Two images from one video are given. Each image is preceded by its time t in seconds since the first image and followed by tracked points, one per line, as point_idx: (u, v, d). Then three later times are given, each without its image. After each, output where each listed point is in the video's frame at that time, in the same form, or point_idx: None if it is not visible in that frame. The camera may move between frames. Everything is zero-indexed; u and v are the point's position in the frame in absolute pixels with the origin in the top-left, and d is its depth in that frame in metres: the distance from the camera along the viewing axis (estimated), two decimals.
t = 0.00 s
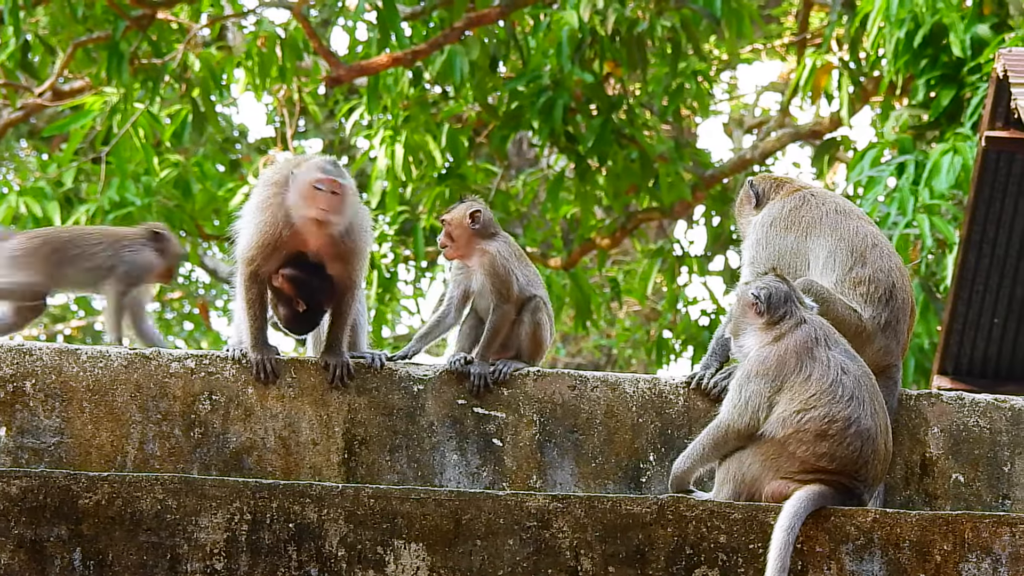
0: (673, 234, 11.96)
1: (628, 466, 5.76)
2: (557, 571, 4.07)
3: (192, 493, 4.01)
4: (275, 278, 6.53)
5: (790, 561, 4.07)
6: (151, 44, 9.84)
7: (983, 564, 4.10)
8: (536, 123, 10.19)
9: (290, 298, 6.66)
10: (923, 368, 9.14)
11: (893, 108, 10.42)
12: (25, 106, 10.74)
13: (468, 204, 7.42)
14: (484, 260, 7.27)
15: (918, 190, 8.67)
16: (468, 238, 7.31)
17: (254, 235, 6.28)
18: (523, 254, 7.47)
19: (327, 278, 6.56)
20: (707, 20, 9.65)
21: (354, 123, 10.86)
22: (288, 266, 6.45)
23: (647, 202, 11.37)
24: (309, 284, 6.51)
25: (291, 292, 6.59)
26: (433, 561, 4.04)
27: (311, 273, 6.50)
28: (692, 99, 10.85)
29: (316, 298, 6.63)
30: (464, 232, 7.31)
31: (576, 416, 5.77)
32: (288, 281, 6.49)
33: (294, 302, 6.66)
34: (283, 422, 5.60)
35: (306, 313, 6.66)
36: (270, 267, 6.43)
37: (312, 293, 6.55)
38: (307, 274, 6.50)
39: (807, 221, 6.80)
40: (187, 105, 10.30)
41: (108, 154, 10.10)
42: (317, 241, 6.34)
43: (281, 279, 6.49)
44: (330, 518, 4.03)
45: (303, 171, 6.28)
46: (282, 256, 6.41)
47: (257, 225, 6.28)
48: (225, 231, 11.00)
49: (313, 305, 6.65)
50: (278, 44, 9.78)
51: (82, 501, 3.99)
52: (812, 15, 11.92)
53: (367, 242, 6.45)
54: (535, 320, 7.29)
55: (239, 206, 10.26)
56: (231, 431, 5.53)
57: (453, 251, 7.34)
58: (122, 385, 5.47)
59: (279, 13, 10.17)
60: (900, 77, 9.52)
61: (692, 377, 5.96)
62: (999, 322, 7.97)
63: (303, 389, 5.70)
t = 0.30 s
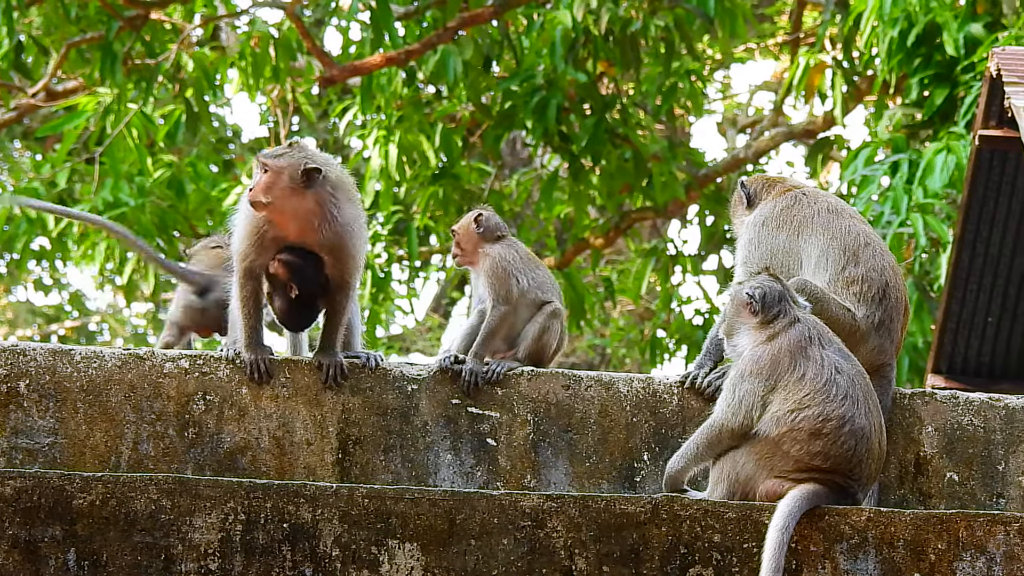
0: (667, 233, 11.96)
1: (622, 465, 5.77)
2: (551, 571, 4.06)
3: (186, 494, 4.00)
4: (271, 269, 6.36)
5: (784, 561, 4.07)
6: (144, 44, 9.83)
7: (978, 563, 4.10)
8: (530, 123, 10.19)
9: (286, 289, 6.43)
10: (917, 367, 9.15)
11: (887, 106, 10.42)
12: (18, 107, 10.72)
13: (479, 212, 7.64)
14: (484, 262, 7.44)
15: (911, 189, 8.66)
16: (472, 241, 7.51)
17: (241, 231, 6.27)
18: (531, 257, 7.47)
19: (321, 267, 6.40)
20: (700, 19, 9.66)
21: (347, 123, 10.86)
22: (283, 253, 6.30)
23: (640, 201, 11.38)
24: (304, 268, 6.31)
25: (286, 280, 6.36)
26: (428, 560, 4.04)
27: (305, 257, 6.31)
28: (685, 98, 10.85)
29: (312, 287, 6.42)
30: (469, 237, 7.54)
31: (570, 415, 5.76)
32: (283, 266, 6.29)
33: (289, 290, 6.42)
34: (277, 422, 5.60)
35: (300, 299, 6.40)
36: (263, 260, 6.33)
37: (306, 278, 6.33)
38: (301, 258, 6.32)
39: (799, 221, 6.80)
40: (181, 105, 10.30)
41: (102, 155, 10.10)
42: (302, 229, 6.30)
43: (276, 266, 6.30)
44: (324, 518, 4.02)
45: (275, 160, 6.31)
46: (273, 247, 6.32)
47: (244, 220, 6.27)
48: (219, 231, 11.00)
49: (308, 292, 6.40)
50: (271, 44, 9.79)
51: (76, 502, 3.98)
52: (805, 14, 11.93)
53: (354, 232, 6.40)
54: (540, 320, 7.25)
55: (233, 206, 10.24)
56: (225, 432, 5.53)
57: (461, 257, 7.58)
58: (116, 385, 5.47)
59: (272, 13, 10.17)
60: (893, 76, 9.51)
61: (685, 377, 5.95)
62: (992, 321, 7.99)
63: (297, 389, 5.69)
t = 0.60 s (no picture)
0: (661, 232, 11.97)
1: (617, 463, 5.77)
2: (547, 569, 4.06)
3: (182, 493, 4.00)
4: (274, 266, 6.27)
5: (779, 558, 4.07)
6: (139, 44, 9.81)
7: (973, 559, 4.10)
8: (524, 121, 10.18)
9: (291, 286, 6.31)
10: (912, 364, 9.15)
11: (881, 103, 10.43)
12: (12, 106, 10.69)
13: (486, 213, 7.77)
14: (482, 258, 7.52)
15: (906, 186, 8.67)
16: (474, 240, 7.63)
17: (252, 229, 6.19)
18: (532, 255, 7.48)
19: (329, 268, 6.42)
20: (695, 17, 9.66)
21: (342, 122, 10.85)
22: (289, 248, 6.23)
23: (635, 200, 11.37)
24: (313, 265, 6.23)
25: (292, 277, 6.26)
26: (423, 559, 4.03)
27: (314, 255, 6.27)
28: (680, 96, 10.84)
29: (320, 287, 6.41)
30: (470, 235, 7.66)
31: (566, 413, 5.77)
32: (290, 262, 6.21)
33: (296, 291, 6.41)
34: (273, 421, 5.59)
35: (307, 294, 6.25)
36: (267, 256, 6.24)
37: (315, 270, 6.23)
38: (309, 256, 6.25)
39: (792, 218, 6.81)
40: (175, 105, 10.28)
41: (96, 154, 10.08)
42: (320, 231, 6.28)
43: (281, 262, 6.22)
44: (320, 517, 4.02)
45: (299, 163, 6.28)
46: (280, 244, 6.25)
47: (258, 218, 6.19)
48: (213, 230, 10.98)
49: (314, 287, 6.25)
50: (265, 42, 9.77)
51: (72, 501, 3.97)
52: (800, 12, 11.93)
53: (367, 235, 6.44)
54: (534, 315, 7.20)
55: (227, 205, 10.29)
56: (220, 431, 5.52)
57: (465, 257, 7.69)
58: (111, 384, 5.46)
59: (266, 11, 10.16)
60: (887, 74, 9.55)
61: (681, 374, 5.97)
62: (987, 318, 7.98)
63: (292, 387, 5.64)
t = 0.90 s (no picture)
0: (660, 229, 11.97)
1: (615, 460, 5.77)
2: (545, 566, 4.05)
3: (179, 490, 4.00)
4: (306, 278, 6.41)
5: (777, 556, 4.06)
6: (137, 40, 9.80)
7: (971, 557, 4.10)
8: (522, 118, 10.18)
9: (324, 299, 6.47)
10: (910, 362, 9.15)
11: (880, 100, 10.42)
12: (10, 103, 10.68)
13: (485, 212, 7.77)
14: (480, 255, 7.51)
15: (904, 183, 8.69)
16: (472, 237, 7.62)
17: (279, 234, 6.31)
18: (531, 253, 7.48)
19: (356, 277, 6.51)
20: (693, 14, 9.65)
21: (341, 119, 10.85)
22: (318, 262, 6.39)
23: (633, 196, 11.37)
24: (345, 279, 6.41)
25: (326, 290, 6.41)
26: (421, 556, 4.03)
27: (344, 267, 6.42)
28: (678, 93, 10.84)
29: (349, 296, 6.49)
30: (468, 233, 7.65)
31: (564, 411, 5.77)
32: (321, 276, 6.36)
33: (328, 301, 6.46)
34: (270, 418, 5.58)
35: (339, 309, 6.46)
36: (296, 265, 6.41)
37: (348, 286, 6.42)
38: (339, 268, 6.41)
39: (790, 216, 6.82)
40: (174, 101, 10.28)
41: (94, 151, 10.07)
42: (351, 244, 6.46)
43: (313, 276, 6.37)
44: (317, 514, 4.01)
45: (341, 176, 6.45)
46: (307, 254, 6.42)
47: (287, 225, 6.32)
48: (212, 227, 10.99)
49: (348, 301, 6.47)
50: (263, 39, 9.76)
51: (69, 498, 3.97)
52: (799, 9, 11.92)
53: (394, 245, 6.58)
54: (531, 313, 7.20)
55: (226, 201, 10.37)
56: (218, 428, 5.52)
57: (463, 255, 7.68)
58: (109, 381, 5.45)
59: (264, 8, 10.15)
60: (886, 71, 9.54)
61: (679, 372, 5.97)
62: (985, 315, 7.98)
63: (290, 384, 5.64)
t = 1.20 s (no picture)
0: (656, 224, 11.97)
1: (613, 455, 5.77)
2: (543, 561, 4.05)
3: (177, 486, 3.99)
4: (289, 276, 6.43)
5: (775, 551, 4.06)
6: (133, 37, 9.78)
7: (969, 551, 4.10)
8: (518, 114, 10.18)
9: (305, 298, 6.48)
10: (907, 356, 9.16)
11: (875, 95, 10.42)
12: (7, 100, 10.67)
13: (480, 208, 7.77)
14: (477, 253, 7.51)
15: (900, 177, 8.67)
16: (468, 235, 7.61)
17: (274, 232, 6.31)
18: (528, 250, 7.48)
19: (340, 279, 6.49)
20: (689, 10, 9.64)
21: (337, 115, 10.84)
22: (304, 262, 6.40)
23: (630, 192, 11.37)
24: (323, 282, 6.40)
25: (304, 290, 6.44)
26: (419, 552, 4.02)
27: (324, 270, 6.40)
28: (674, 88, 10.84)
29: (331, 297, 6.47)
30: (463, 229, 7.64)
31: (561, 406, 5.76)
32: (301, 276, 6.38)
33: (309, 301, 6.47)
34: (268, 414, 5.58)
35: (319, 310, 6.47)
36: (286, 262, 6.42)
37: (326, 289, 6.41)
38: (319, 270, 6.40)
39: (787, 211, 6.82)
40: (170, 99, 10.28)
41: (90, 148, 10.06)
42: (346, 241, 6.45)
43: (295, 275, 6.40)
44: (315, 510, 4.01)
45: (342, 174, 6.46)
46: (300, 253, 6.42)
47: (282, 223, 6.32)
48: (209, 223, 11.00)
49: (328, 302, 6.48)
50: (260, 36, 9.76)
51: (67, 495, 3.96)
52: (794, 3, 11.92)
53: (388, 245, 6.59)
54: (528, 308, 7.19)
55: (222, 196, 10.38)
56: (215, 424, 5.52)
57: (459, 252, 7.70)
58: (106, 378, 5.44)
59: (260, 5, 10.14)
60: (882, 66, 9.54)
61: (676, 367, 5.97)
62: (982, 309, 8.00)
63: (287, 381, 5.64)
